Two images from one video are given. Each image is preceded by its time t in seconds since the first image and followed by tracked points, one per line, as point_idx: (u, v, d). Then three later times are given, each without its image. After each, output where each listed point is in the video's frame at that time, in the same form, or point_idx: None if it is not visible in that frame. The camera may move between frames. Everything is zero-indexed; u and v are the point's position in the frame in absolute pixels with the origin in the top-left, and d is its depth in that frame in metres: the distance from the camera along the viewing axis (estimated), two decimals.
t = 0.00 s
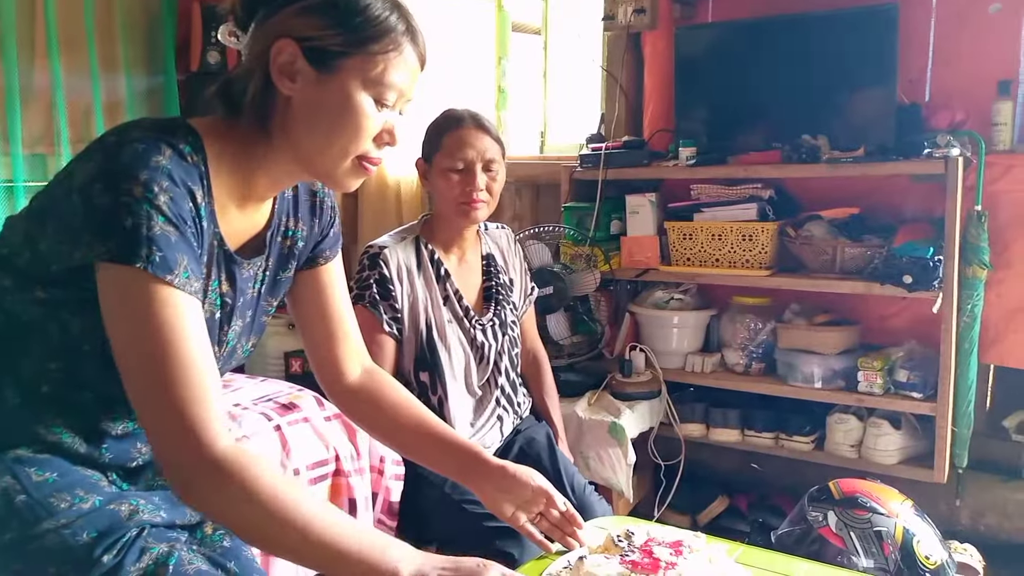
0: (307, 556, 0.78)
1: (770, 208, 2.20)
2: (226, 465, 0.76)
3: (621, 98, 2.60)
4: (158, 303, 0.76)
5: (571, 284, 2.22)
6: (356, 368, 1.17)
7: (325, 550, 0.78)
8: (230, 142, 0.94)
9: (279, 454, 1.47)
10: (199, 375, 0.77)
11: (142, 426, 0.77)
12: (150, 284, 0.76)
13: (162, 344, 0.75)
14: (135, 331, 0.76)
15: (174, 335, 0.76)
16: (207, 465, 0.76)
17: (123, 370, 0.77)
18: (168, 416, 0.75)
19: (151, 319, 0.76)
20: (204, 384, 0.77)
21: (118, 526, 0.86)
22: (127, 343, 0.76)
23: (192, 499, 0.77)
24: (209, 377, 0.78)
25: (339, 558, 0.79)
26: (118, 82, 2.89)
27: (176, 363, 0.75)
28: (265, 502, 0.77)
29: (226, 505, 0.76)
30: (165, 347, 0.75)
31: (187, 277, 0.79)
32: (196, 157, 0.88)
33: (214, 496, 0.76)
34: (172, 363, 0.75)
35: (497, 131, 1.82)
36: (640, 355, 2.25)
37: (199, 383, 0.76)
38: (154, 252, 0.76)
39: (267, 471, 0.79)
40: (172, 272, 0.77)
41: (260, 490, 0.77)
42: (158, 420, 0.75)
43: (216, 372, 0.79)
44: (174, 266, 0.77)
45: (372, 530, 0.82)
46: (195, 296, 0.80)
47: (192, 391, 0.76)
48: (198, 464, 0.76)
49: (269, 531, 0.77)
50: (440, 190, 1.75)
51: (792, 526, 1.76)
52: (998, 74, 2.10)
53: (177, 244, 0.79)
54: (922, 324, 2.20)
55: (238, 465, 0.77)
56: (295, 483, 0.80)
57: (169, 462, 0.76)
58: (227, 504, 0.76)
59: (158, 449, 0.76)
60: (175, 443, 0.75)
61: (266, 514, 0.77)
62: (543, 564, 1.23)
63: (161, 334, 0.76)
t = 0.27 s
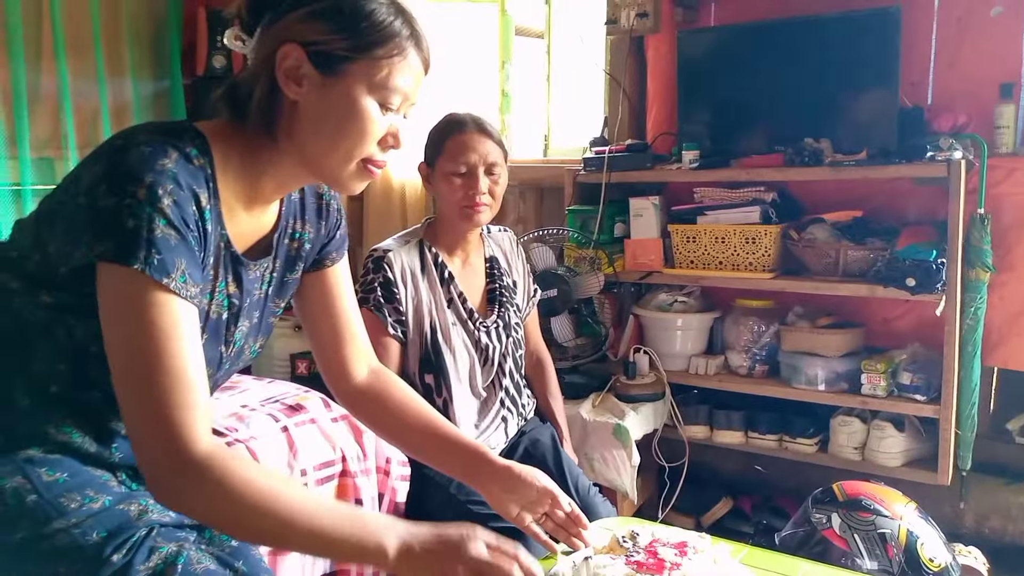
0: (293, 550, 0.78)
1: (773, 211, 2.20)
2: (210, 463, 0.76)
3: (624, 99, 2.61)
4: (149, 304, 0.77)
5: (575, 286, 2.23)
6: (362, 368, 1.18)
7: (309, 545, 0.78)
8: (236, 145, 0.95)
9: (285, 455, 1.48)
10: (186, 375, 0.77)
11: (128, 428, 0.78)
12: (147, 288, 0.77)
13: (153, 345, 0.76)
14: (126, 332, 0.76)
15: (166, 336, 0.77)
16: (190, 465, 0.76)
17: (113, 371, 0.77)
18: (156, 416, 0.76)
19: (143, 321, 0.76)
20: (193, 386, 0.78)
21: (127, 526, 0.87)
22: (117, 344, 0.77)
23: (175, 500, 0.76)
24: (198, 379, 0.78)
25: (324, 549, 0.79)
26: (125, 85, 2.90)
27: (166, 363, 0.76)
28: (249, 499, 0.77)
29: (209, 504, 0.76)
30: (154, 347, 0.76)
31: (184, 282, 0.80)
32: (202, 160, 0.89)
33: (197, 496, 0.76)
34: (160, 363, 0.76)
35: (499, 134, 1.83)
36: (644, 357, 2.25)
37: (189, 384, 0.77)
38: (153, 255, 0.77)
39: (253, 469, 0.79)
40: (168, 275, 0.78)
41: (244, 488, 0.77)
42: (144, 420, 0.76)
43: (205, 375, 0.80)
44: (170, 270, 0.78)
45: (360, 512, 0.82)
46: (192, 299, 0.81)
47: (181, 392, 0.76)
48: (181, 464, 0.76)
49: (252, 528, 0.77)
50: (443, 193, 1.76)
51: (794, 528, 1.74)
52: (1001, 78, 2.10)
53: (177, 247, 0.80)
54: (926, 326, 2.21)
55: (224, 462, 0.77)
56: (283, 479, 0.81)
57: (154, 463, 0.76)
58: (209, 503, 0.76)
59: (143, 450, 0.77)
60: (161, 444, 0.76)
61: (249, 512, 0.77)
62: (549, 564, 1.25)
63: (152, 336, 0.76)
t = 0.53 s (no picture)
0: (297, 538, 0.80)
1: (772, 209, 2.20)
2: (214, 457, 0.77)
3: (624, 99, 2.62)
4: (150, 302, 0.77)
5: (574, 284, 2.22)
6: (359, 365, 1.18)
7: (314, 532, 0.80)
8: (233, 141, 0.95)
9: (283, 452, 1.48)
10: (189, 372, 0.78)
11: (131, 425, 0.78)
12: (146, 285, 0.77)
13: (153, 343, 0.76)
14: (126, 329, 0.77)
15: (167, 333, 0.77)
16: (194, 460, 0.77)
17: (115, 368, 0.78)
18: (158, 413, 0.76)
19: (143, 319, 0.77)
20: (195, 382, 0.78)
21: (123, 523, 0.87)
22: (118, 341, 0.77)
23: (180, 494, 0.77)
24: (199, 375, 0.79)
25: (327, 536, 0.80)
26: (124, 83, 2.90)
27: (166, 361, 0.76)
28: (253, 490, 0.78)
29: (214, 497, 0.77)
30: (155, 344, 0.76)
31: (183, 278, 0.80)
32: (200, 158, 0.89)
33: (202, 489, 0.77)
34: (161, 361, 0.76)
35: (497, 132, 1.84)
36: (642, 354, 2.25)
37: (190, 381, 0.77)
38: (152, 252, 0.77)
39: (256, 459, 0.80)
40: (168, 273, 0.78)
41: (247, 479, 0.78)
42: (147, 417, 0.76)
43: (207, 371, 0.80)
44: (171, 268, 0.78)
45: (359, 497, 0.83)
46: (191, 296, 0.81)
47: (182, 388, 0.77)
48: (186, 459, 0.77)
49: (258, 518, 0.78)
50: (440, 190, 1.76)
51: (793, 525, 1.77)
52: (1000, 75, 2.10)
53: (176, 245, 0.80)
54: (923, 324, 2.21)
55: (227, 455, 0.78)
56: (285, 468, 0.82)
57: (158, 459, 0.77)
58: (214, 496, 0.77)
59: (147, 446, 0.77)
60: (164, 440, 0.76)
61: (254, 502, 0.78)
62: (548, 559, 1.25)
63: (152, 333, 0.77)
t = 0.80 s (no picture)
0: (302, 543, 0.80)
1: (764, 205, 2.20)
2: (221, 458, 0.77)
3: (616, 95, 2.61)
4: (153, 306, 0.76)
5: (568, 281, 2.22)
6: (352, 364, 1.17)
7: (320, 536, 0.79)
8: (224, 141, 0.94)
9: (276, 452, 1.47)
10: (195, 376, 0.77)
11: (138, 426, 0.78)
12: (144, 287, 0.76)
13: (153, 346, 0.75)
14: (127, 332, 0.76)
15: (167, 336, 0.76)
16: (201, 462, 0.76)
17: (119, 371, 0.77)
18: (162, 416, 0.75)
19: (143, 322, 0.76)
20: (198, 384, 0.77)
21: (116, 524, 0.86)
22: (120, 344, 0.76)
23: (190, 495, 0.77)
24: (203, 377, 0.78)
25: (332, 543, 0.80)
26: (113, 82, 2.88)
27: (168, 364, 0.75)
28: (260, 492, 0.78)
29: (223, 499, 0.77)
30: (156, 347, 0.75)
31: (180, 280, 0.78)
32: (191, 158, 0.88)
33: (211, 492, 0.77)
34: (163, 365, 0.75)
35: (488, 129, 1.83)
36: (636, 351, 2.26)
37: (194, 383, 0.77)
38: (147, 255, 0.76)
39: (262, 461, 0.80)
40: (165, 275, 0.77)
41: (254, 481, 0.78)
42: (151, 420, 0.76)
43: (211, 371, 0.79)
44: (168, 270, 0.77)
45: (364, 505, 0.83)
46: (189, 298, 0.80)
47: (185, 391, 0.76)
48: (193, 461, 0.76)
49: (265, 521, 0.78)
50: (432, 188, 1.75)
51: (787, 520, 1.76)
52: (990, 70, 2.11)
53: (171, 247, 0.79)
54: (916, 318, 2.21)
55: (233, 457, 0.78)
56: (290, 472, 0.81)
57: (165, 461, 0.77)
58: (223, 498, 0.77)
59: (154, 448, 0.77)
60: (170, 443, 0.76)
61: (261, 505, 0.77)
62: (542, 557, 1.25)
63: (155, 337, 0.76)
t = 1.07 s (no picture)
0: (302, 548, 0.79)
1: (769, 203, 2.20)
2: (221, 463, 0.77)
3: (619, 94, 2.61)
4: (155, 308, 0.76)
5: (571, 281, 2.22)
6: (356, 365, 1.17)
7: (320, 540, 0.79)
8: (229, 142, 0.94)
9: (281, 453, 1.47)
10: (195, 379, 0.77)
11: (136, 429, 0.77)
12: (147, 290, 0.76)
13: (155, 349, 0.75)
14: (127, 336, 0.75)
15: (169, 339, 0.76)
16: (201, 466, 0.76)
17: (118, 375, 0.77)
18: (163, 421, 0.75)
19: (144, 325, 0.75)
20: (199, 388, 0.77)
21: (121, 525, 0.86)
22: (121, 349, 0.76)
23: (189, 501, 0.77)
24: (203, 380, 0.78)
25: (332, 548, 0.80)
26: (116, 83, 2.89)
27: (170, 367, 0.75)
28: (261, 496, 0.77)
29: (221, 503, 0.76)
30: (156, 350, 0.75)
31: (183, 282, 0.78)
32: (195, 159, 0.88)
33: (210, 497, 0.76)
34: (165, 368, 0.75)
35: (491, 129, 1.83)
36: (640, 351, 2.26)
37: (195, 385, 0.77)
38: (150, 257, 0.76)
39: (262, 466, 0.79)
40: (168, 277, 0.77)
41: (254, 485, 0.77)
42: (151, 424, 0.75)
43: (211, 374, 0.79)
44: (169, 272, 0.77)
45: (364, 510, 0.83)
46: (192, 300, 0.80)
47: (186, 394, 0.76)
48: (193, 466, 0.76)
49: (265, 526, 0.77)
50: (436, 188, 1.75)
51: (793, 521, 1.76)
52: (996, 67, 2.10)
53: (174, 249, 0.79)
54: (921, 317, 2.21)
55: (233, 461, 0.77)
56: (290, 477, 0.81)
57: (165, 466, 0.76)
58: (222, 503, 0.76)
59: (153, 453, 0.76)
60: (170, 448, 0.75)
61: (262, 510, 0.77)
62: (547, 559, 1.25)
63: (156, 339, 0.75)
